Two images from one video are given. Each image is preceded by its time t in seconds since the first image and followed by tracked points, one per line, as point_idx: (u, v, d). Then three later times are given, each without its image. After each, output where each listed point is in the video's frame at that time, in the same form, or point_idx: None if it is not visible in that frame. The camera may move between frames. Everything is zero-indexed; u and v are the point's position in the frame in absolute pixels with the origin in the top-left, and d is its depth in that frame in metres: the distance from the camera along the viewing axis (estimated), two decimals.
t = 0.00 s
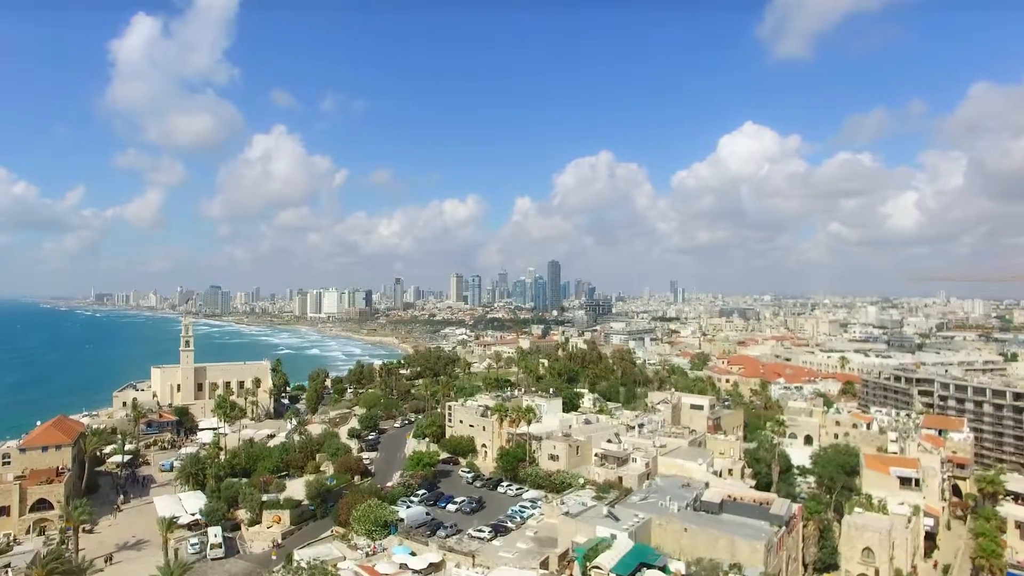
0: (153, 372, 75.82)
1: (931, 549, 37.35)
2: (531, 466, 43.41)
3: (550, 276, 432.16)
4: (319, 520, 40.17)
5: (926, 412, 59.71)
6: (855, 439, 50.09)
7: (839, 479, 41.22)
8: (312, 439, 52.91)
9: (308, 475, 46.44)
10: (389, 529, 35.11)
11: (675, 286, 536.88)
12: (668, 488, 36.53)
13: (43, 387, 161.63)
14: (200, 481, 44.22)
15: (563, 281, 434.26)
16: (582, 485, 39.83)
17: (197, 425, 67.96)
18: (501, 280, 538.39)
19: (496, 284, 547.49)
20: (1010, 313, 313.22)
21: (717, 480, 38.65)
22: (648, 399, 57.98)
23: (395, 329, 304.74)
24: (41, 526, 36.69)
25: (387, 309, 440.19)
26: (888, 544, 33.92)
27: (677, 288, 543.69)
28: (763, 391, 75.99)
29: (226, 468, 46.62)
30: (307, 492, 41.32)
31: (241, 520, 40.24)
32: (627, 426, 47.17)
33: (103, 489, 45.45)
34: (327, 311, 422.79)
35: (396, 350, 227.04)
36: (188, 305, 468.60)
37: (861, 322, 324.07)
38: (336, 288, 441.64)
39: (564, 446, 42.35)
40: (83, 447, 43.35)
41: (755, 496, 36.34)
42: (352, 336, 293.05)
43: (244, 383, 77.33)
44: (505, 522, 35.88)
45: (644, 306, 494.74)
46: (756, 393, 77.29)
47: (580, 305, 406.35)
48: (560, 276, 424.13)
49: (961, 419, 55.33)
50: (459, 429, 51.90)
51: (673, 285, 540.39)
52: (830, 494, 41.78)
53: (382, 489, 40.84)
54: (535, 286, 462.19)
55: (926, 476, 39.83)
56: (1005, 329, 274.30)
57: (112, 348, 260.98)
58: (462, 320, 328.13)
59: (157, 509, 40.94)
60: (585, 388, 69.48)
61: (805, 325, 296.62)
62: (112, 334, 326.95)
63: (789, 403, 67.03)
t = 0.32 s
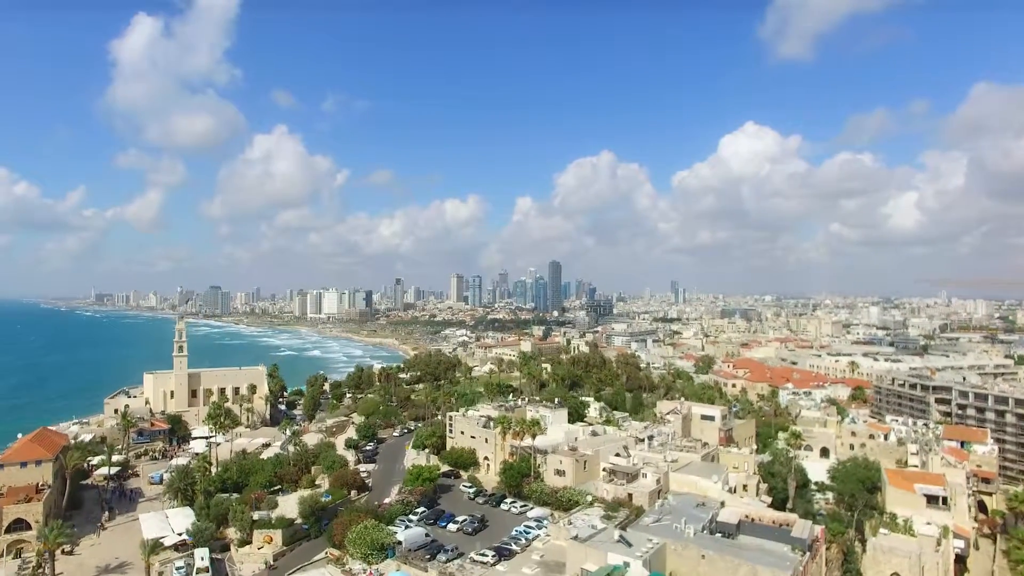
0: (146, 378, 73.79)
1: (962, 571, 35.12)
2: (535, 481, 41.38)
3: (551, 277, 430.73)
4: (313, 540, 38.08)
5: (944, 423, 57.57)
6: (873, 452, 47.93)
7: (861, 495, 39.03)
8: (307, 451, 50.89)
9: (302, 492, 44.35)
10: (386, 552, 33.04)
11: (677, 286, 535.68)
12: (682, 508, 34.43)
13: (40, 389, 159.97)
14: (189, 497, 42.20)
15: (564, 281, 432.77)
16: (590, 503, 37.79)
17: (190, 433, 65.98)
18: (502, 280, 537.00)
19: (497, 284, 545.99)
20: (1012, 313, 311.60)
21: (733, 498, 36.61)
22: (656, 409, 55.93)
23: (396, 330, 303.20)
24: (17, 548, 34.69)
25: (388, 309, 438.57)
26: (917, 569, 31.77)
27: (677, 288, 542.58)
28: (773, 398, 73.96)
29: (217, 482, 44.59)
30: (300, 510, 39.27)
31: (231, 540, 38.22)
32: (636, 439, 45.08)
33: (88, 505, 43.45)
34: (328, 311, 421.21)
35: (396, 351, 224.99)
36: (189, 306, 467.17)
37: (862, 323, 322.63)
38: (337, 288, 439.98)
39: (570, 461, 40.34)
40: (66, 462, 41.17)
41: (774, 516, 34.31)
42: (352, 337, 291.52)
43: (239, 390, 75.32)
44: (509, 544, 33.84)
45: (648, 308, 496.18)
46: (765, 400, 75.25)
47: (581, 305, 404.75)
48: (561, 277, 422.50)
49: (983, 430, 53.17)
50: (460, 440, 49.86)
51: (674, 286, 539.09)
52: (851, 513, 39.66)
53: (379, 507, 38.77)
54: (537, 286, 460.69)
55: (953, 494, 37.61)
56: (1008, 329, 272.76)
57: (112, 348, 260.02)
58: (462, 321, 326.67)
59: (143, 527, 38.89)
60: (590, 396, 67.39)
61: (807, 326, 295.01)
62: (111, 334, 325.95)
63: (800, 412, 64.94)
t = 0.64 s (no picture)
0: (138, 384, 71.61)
1: None
2: (541, 499, 39.28)
3: (552, 278, 429.37)
4: (306, 562, 35.92)
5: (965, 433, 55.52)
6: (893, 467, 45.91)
7: (886, 516, 36.37)
8: (302, 463, 48.83)
9: (295, 508, 42.28)
10: None
11: (677, 286, 535.31)
12: (698, 532, 32.30)
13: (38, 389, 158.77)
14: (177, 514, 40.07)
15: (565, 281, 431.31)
16: (600, 524, 35.67)
17: (183, 442, 63.97)
18: (502, 280, 536.56)
19: (497, 285, 544.93)
20: (1015, 313, 310.55)
21: (751, 519, 34.51)
22: (664, 419, 53.91)
23: (396, 331, 301.71)
24: None
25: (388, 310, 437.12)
26: None
27: (677, 288, 542.54)
28: (783, 405, 71.96)
29: (207, 499, 42.45)
30: (293, 529, 37.23)
31: (219, 562, 36.13)
32: (646, 452, 42.98)
33: (71, 522, 41.32)
34: (328, 311, 419.99)
35: (396, 352, 223.59)
36: (189, 306, 465.88)
37: (865, 323, 325.78)
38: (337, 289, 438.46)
39: (577, 477, 38.26)
40: (46, 479, 39.01)
41: (796, 539, 31.97)
42: (352, 337, 290.51)
43: (234, 396, 73.33)
44: (514, 570, 31.68)
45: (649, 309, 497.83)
46: (775, 407, 73.30)
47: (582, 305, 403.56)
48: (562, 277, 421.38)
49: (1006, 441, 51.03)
50: (460, 453, 47.80)
51: (674, 287, 539.25)
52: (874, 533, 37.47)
53: (374, 528, 36.56)
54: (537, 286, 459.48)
55: (985, 514, 35.47)
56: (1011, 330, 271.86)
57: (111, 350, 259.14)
58: (464, 321, 326.57)
59: (126, 547, 36.76)
60: (594, 404, 65.45)
61: (809, 326, 293.75)
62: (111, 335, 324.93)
63: (813, 422, 62.93)
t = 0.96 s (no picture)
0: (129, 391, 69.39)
1: None
2: (547, 518, 37.24)
3: (553, 279, 427.50)
4: None
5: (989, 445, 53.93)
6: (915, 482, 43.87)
7: (915, 538, 34.27)
8: (297, 476, 46.76)
9: (288, 527, 40.22)
10: None
11: (679, 287, 533.98)
12: (717, 557, 30.20)
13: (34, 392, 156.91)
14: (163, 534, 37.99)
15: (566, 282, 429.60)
16: (610, 547, 33.55)
17: (175, 452, 61.90)
18: (503, 280, 535.18)
19: (498, 285, 543.39)
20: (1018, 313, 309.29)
21: (771, 542, 32.42)
22: (675, 431, 51.88)
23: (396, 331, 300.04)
24: None
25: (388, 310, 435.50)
26: None
27: (678, 288, 541.36)
28: (793, 412, 69.87)
29: (195, 516, 40.32)
30: (284, 552, 34.95)
31: None
32: (657, 468, 40.89)
33: (51, 542, 39.21)
34: (328, 312, 418.33)
35: (397, 354, 221.73)
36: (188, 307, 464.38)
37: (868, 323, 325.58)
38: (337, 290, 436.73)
39: (586, 496, 36.19)
40: (23, 498, 36.89)
41: (822, 565, 29.92)
42: (352, 338, 289.08)
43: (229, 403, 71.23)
44: None
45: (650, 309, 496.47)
46: (785, 414, 71.25)
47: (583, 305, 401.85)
48: (563, 277, 419.74)
49: None
50: (462, 467, 45.76)
51: (676, 287, 537.90)
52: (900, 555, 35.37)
53: (371, 550, 34.45)
54: (538, 287, 457.78)
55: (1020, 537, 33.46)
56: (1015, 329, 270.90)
57: (111, 351, 257.99)
58: (464, 322, 325.26)
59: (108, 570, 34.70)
60: (600, 413, 63.41)
61: (812, 327, 292.26)
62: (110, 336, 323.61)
63: (827, 432, 60.95)
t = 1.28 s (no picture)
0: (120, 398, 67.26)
1: None
2: (553, 540, 35.15)
3: (554, 280, 425.78)
4: None
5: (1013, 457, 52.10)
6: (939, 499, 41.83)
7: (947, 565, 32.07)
8: (291, 491, 44.67)
9: (280, 549, 38.11)
10: None
11: (680, 287, 532.99)
12: None
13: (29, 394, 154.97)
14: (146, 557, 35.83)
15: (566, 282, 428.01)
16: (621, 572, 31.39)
17: (167, 462, 59.86)
18: (503, 281, 533.55)
19: (498, 285, 541.76)
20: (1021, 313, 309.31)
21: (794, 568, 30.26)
22: (686, 443, 49.84)
23: (396, 332, 298.27)
24: None
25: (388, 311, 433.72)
26: None
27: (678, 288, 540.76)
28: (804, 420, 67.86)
29: (182, 535, 38.17)
30: None
31: None
32: (669, 485, 38.75)
33: (29, 564, 37.03)
34: (328, 312, 416.67)
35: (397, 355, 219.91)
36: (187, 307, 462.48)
37: (872, 324, 327.11)
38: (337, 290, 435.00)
39: (595, 516, 34.06)
40: None
41: None
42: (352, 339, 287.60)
43: (223, 411, 69.21)
44: None
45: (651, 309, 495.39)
46: (796, 421, 69.23)
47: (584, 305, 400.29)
48: (563, 277, 417.92)
49: None
50: (463, 482, 43.65)
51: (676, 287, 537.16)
52: None
53: None
54: (539, 287, 456.21)
55: None
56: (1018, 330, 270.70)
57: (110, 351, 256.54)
58: (464, 323, 324.23)
59: None
60: (606, 422, 61.40)
61: (815, 327, 291.12)
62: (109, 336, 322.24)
63: (841, 442, 58.96)
